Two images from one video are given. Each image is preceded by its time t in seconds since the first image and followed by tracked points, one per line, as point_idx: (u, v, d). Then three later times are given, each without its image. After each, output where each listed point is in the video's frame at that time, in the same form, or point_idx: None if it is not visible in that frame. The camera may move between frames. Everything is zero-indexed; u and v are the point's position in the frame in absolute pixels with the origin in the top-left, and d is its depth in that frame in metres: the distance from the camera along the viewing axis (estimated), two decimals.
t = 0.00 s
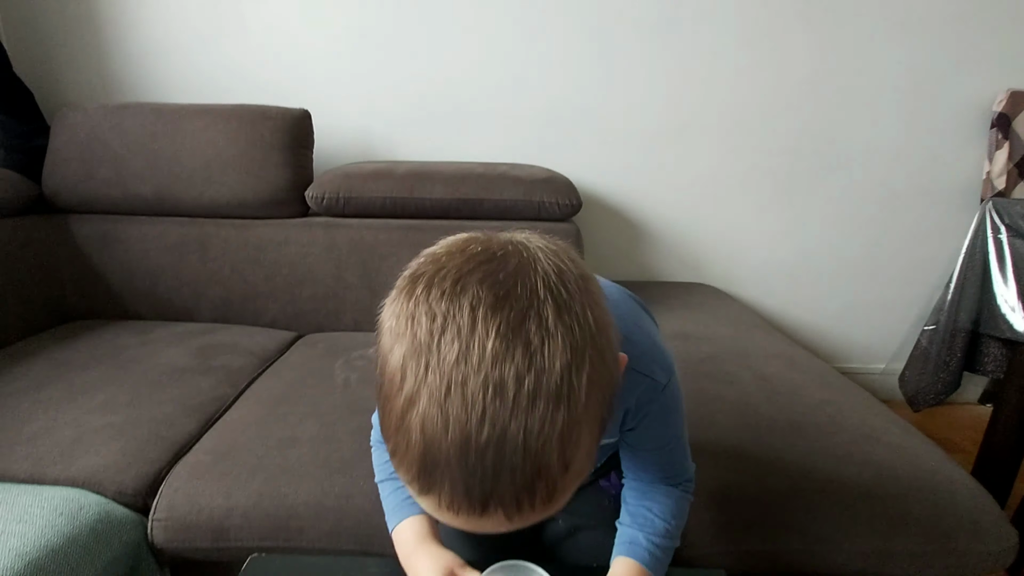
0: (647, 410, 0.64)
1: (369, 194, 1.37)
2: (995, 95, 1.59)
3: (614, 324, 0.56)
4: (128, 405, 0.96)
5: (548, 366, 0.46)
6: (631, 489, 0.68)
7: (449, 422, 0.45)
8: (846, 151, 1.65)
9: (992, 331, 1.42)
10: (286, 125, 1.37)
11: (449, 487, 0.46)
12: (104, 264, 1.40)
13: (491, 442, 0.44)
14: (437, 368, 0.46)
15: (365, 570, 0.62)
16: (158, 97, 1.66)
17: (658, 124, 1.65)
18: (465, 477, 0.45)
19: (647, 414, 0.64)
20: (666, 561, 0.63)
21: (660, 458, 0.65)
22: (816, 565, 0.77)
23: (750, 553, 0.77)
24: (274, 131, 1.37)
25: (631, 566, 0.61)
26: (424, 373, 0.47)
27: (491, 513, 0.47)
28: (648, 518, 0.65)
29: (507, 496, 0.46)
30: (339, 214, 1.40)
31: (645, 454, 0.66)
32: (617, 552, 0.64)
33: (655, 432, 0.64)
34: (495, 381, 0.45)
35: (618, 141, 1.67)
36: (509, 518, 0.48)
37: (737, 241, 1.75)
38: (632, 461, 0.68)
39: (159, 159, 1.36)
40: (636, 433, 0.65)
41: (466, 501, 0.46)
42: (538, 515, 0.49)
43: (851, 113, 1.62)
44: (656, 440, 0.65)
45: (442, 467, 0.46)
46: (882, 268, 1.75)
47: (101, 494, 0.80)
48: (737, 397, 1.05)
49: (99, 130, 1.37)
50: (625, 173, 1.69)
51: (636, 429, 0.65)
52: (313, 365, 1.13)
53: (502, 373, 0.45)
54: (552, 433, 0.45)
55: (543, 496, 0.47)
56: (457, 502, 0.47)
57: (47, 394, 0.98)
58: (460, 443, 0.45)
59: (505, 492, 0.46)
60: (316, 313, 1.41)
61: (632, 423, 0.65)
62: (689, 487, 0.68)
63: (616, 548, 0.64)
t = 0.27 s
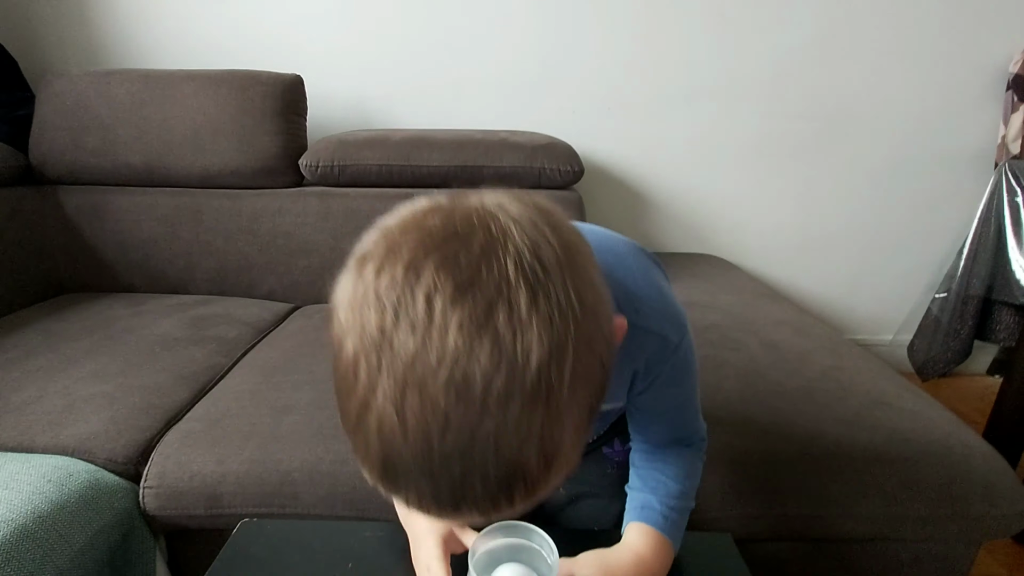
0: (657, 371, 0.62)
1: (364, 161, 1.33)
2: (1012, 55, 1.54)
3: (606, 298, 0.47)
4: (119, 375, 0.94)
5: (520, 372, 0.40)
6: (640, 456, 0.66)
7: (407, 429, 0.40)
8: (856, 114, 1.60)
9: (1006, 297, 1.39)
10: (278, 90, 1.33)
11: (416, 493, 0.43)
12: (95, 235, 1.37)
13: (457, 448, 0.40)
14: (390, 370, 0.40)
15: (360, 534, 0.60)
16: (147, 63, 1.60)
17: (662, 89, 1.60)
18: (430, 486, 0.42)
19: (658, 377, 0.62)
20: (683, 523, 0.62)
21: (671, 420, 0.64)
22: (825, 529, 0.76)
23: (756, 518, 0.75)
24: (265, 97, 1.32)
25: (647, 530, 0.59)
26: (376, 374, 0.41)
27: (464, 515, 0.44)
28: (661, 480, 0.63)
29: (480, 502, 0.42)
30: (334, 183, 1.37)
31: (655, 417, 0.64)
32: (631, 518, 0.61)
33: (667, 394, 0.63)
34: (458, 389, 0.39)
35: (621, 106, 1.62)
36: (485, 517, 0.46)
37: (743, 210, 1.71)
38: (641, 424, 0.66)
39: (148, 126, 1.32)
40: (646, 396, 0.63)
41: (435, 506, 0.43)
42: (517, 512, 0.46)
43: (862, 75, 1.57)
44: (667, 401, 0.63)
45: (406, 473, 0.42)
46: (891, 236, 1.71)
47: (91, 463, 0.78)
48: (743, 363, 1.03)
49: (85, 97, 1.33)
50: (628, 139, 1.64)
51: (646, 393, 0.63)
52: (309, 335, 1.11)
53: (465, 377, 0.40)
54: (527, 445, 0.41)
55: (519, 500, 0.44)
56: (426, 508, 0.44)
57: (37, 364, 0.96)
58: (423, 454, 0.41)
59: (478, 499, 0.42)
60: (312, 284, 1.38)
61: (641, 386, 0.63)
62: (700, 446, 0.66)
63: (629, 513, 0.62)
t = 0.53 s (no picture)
0: (663, 250, 0.65)
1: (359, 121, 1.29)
2: None
3: (603, 63, 0.50)
4: (115, 337, 0.93)
5: (502, 6, 0.42)
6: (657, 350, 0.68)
7: (402, 114, 0.41)
8: (868, 72, 1.55)
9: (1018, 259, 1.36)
10: (270, 46, 1.28)
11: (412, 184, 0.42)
12: (88, 198, 1.35)
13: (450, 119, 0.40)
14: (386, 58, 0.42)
15: (355, 491, 0.59)
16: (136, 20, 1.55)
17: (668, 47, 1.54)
18: (425, 157, 0.41)
19: (662, 258, 0.65)
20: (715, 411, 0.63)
21: (682, 301, 0.66)
22: (826, 491, 0.75)
23: (756, 480, 0.74)
24: (257, 53, 1.28)
25: (690, 429, 0.61)
26: (367, 82, 0.42)
27: (464, 213, 0.42)
28: (684, 371, 0.65)
29: (476, 177, 0.41)
30: (329, 144, 1.33)
31: (664, 304, 0.67)
32: (667, 418, 0.63)
33: (673, 275, 0.65)
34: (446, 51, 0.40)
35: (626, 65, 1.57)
36: (488, 224, 0.42)
37: (749, 172, 1.67)
38: (654, 318, 0.68)
39: (138, 85, 1.29)
40: (652, 283, 0.66)
41: (433, 197, 0.42)
42: (521, 224, 0.43)
43: (877, 30, 1.51)
44: (675, 283, 0.66)
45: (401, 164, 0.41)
46: (900, 199, 1.67)
47: (87, 422, 0.77)
48: (747, 324, 1.01)
49: (72, 54, 1.29)
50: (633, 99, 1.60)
51: (651, 279, 0.66)
52: (306, 298, 1.09)
53: (450, 19, 0.41)
54: (519, 98, 0.41)
55: (519, 184, 0.42)
56: (423, 202, 0.42)
57: (32, 326, 0.95)
58: (417, 122, 0.40)
59: (474, 174, 0.41)
60: (309, 248, 1.36)
61: (647, 274, 0.66)
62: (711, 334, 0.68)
63: (664, 414, 0.64)
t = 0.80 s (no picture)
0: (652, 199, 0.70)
1: (355, 98, 1.27)
2: None
3: None
4: (111, 317, 0.93)
5: None
6: (647, 316, 0.73)
7: None
8: (875, 46, 1.51)
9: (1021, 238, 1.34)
10: (263, 21, 1.26)
11: None
12: (83, 178, 1.34)
13: None
14: None
15: (350, 468, 0.60)
16: None
17: (671, 20, 1.51)
18: None
19: (656, 195, 0.70)
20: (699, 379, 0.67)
21: (668, 254, 0.71)
22: (819, 469, 0.75)
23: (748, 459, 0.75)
24: (250, 29, 1.26)
25: (679, 394, 0.64)
26: None
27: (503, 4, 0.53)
28: (670, 341, 0.69)
29: None
30: (325, 122, 1.32)
31: (658, 245, 0.71)
32: (656, 386, 0.66)
33: (665, 214, 0.70)
34: None
35: (626, 40, 1.53)
36: (521, 15, 0.53)
37: (751, 151, 1.65)
38: (643, 278, 0.73)
39: (129, 62, 1.27)
40: (646, 222, 0.70)
41: None
42: (547, 23, 0.54)
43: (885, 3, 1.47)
44: (664, 230, 0.70)
45: None
46: (904, 177, 1.65)
47: (87, 402, 0.78)
48: (744, 304, 1.01)
49: (61, 30, 1.27)
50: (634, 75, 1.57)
51: (646, 217, 0.70)
52: (303, 278, 1.09)
53: None
54: None
55: None
56: None
57: (28, 307, 0.95)
58: None
59: None
60: (307, 228, 1.35)
61: (642, 211, 0.70)
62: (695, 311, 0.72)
63: (653, 382, 0.67)
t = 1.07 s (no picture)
0: (630, 182, 0.75)
1: (354, 102, 1.30)
2: None
3: None
4: (119, 318, 0.96)
5: None
6: (629, 305, 0.77)
7: None
8: (867, 45, 1.54)
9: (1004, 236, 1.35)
10: (262, 26, 1.29)
11: None
12: (88, 181, 1.37)
13: None
14: None
15: (351, 461, 0.63)
16: None
17: (665, 21, 1.53)
18: None
19: (634, 176, 0.76)
20: (671, 375, 0.71)
21: (648, 236, 0.76)
22: (799, 460, 0.79)
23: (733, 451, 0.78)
24: (250, 34, 1.28)
25: (649, 388, 0.69)
26: None
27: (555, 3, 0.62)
28: (645, 338, 0.73)
29: None
30: (325, 124, 1.35)
31: (637, 222, 0.76)
32: (629, 379, 0.71)
33: (644, 193, 0.75)
34: None
35: (621, 41, 1.55)
36: (571, 18, 0.63)
37: (743, 149, 1.68)
38: (623, 264, 0.78)
39: (132, 67, 1.29)
40: (627, 200, 0.75)
41: None
42: (585, 24, 0.65)
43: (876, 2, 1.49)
44: (643, 209, 0.76)
45: None
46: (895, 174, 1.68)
47: (99, 399, 0.81)
48: (731, 302, 1.04)
49: (64, 35, 1.29)
50: (629, 77, 1.59)
51: (627, 196, 0.75)
52: (304, 279, 1.13)
53: None
54: None
55: None
56: None
57: (39, 309, 0.99)
58: None
59: None
60: (308, 228, 1.39)
61: (622, 188, 0.75)
62: (672, 307, 0.76)
63: (627, 376, 0.72)
